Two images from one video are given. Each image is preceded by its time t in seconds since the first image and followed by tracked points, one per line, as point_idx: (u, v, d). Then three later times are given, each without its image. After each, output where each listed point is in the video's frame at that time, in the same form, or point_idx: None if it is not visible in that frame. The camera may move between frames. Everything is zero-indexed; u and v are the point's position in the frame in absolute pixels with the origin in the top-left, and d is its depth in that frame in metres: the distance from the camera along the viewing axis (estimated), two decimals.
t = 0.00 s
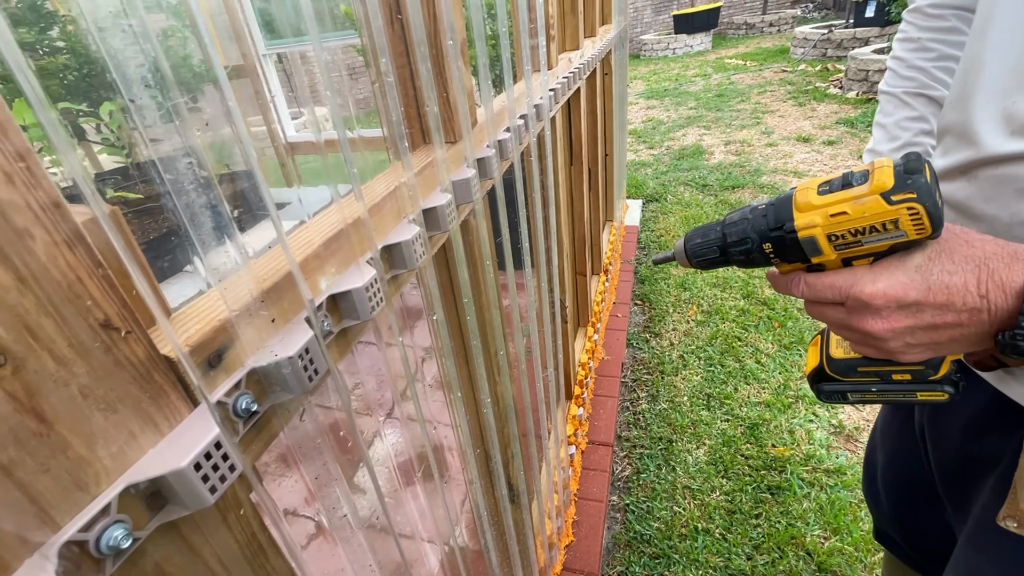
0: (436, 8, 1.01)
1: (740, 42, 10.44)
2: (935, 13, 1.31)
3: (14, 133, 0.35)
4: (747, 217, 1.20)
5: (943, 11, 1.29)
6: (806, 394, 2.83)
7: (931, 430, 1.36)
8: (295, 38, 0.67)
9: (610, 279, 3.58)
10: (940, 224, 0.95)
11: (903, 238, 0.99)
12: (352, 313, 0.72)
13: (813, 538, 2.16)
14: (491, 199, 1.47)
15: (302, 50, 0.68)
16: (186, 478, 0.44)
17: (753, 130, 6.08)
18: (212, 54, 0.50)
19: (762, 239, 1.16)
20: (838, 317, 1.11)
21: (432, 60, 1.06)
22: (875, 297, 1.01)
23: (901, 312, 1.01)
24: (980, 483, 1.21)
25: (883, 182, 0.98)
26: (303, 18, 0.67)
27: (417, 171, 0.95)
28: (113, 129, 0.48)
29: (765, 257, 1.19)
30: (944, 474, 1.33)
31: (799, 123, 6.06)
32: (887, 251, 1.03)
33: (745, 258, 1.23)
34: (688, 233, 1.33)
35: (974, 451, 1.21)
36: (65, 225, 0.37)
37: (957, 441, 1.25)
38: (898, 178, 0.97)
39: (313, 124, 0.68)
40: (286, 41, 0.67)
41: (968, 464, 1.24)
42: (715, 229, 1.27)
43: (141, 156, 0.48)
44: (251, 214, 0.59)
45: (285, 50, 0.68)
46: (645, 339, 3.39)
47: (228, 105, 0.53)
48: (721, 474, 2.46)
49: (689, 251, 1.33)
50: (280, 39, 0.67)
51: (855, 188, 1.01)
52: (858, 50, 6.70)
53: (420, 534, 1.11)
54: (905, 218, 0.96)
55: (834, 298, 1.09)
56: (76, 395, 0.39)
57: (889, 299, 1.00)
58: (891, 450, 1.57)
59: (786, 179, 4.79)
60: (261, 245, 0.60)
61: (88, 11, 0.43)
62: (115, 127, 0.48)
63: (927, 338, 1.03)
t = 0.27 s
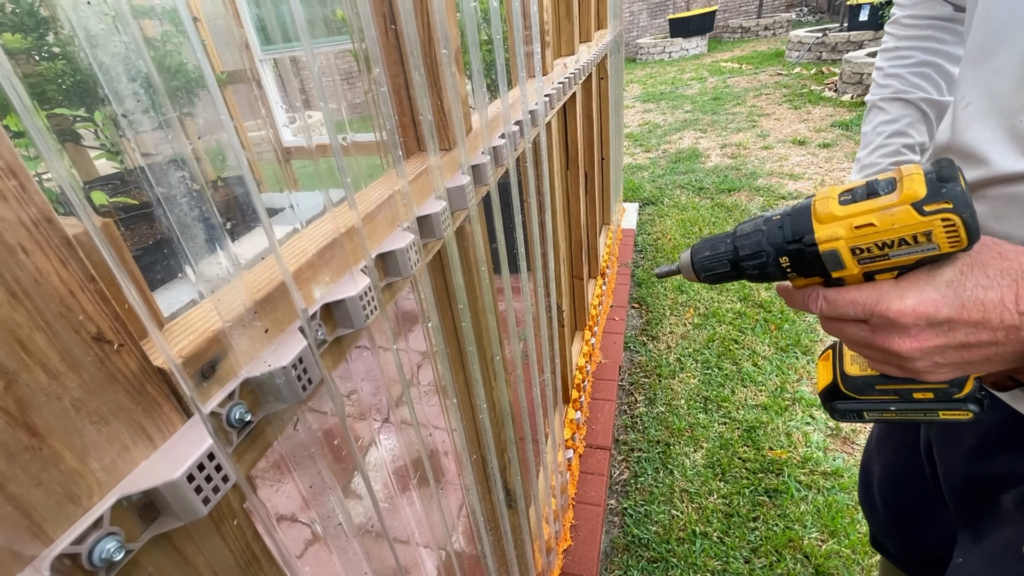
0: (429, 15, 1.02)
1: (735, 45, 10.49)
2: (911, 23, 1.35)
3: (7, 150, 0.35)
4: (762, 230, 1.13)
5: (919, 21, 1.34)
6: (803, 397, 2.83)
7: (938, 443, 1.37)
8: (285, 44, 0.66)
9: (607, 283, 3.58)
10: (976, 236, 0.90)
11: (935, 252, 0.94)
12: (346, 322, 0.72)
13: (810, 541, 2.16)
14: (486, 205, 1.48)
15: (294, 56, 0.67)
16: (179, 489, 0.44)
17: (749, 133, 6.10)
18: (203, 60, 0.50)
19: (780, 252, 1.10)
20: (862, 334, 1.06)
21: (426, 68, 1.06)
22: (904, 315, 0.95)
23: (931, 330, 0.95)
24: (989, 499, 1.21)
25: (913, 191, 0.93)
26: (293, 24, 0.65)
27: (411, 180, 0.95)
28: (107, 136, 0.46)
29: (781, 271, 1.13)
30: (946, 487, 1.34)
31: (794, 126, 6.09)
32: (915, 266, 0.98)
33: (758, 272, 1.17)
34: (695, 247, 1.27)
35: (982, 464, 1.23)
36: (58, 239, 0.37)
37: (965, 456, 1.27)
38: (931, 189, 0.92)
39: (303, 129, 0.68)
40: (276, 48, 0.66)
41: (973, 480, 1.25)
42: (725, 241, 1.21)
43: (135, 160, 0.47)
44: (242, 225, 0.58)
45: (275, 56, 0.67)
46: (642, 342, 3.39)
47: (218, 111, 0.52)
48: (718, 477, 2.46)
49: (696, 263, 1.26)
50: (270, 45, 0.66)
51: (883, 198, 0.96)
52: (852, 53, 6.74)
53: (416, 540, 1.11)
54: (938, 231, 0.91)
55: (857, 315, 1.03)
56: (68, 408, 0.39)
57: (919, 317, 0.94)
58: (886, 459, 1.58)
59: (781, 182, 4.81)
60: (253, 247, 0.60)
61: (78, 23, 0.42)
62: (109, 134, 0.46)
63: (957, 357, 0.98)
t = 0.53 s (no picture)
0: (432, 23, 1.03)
1: (734, 48, 10.53)
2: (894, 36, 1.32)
3: (28, 164, 0.36)
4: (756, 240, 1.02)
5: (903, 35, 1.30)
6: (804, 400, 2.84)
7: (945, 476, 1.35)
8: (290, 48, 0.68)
9: (608, 286, 3.59)
10: (1006, 294, 0.77)
11: (952, 301, 0.81)
12: (352, 327, 0.73)
13: (812, 544, 2.16)
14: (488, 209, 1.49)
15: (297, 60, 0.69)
16: (191, 493, 0.45)
17: (749, 136, 6.12)
18: (210, 64, 0.51)
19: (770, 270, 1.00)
20: (855, 370, 0.95)
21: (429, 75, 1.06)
22: (898, 364, 0.85)
23: (925, 386, 0.85)
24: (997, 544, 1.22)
25: (941, 229, 0.78)
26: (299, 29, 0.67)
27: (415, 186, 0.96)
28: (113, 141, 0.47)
29: (767, 288, 1.03)
30: (954, 518, 1.35)
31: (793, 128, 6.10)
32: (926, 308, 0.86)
33: (742, 285, 1.07)
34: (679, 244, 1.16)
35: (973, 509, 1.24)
36: (76, 250, 0.38)
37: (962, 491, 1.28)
38: (964, 229, 0.77)
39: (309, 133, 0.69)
40: (281, 52, 0.69)
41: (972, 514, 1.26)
42: (715, 240, 1.09)
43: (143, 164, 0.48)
44: (251, 227, 0.60)
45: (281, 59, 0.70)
46: (643, 345, 3.40)
47: (225, 113, 0.53)
48: (719, 480, 2.46)
49: (676, 262, 1.15)
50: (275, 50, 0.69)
51: (903, 230, 0.82)
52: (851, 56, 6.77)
53: (420, 543, 1.12)
54: (961, 281, 0.78)
55: (850, 350, 0.93)
56: (85, 414, 0.40)
57: (914, 370, 0.84)
58: (886, 483, 1.57)
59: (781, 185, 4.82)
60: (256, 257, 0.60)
61: (95, 41, 0.43)
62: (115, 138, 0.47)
63: (949, 414, 0.87)
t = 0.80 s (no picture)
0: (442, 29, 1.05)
1: (739, 50, 10.52)
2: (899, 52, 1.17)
3: (68, 173, 0.37)
4: (716, 246, 0.85)
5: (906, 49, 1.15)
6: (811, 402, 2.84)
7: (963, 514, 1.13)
8: (308, 50, 0.68)
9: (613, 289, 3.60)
10: (984, 351, 0.64)
11: (923, 348, 0.68)
12: (367, 330, 0.74)
13: (819, 547, 2.16)
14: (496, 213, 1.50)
15: (313, 63, 0.69)
16: (217, 492, 0.46)
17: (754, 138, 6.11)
18: (233, 66, 0.52)
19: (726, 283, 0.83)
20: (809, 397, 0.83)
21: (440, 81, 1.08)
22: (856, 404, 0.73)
23: (882, 431, 0.74)
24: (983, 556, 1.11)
25: (921, 268, 0.64)
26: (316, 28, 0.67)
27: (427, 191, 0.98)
28: (123, 144, 0.48)
29: (723, 302, 0.85)
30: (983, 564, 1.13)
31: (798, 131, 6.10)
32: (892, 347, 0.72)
33: (696, 299, 0.90)
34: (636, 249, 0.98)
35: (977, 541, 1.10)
36: (111, 257, 0.39)
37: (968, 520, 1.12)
38: (946, 272, 0.63)
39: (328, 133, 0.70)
40: (299, 54, 0.67)
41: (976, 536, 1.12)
42: (675, 243, 0.92)
43: (164, 160, 0.50)
44: (269, 219, 0.60)
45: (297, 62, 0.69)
46: (648, 347, 3.40)
47: (247, 113, 0.55)
48: (726, 482, 2.46)
49: (633, 264, 0.98)
50: (292, 52, 0.67)
51: (876, 264, 0.68)
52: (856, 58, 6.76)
53: (430, 543, 1.13)
54: (934, 331, 0.64)
55: (807, 380, 0.80)
56: (118, 414, 0.41)
57: (873, 414, 0.72)
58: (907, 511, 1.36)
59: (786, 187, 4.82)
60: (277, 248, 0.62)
61: (133, 57, 0.45)
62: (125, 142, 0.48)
63: (896, 454, 0.76)
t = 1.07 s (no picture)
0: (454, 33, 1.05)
1: (744, 52, 10.50)
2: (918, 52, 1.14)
3: (100, 179, 0.38)
4: (692, 295, 0.83)
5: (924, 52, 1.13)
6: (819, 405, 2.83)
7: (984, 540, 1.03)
8: (325, 51, 0.69)
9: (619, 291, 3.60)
10: (991, 442, 0.60)
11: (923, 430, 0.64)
12: (382, 331, 0.75)
13: (828, 550, 2.15)
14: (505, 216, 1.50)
15: (330, 64, 0.70)
16: (239, 492, 0.47)
17: (760, 140, 6.10)
18: (257, 74, 0.53)
19: (702, 329, 0.81)
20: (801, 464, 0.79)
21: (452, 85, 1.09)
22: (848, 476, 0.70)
23: (877, 503, 0.71)
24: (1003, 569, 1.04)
25: (925, 350, 0.60)
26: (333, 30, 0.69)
27: (439, 193, 0.98)
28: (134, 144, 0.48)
29: (698, 351, 0.83)
30: None
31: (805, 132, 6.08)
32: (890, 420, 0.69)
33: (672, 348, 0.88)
34: (614, 288, 0.97)
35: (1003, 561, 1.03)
36: (139, 260, 0.40)
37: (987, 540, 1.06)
38: (955, 352, 0.59)
39: (342, 133, 0.71)
40: (315, 55, 0.69)
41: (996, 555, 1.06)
42: (652, 287, 0.91)
43: (166, 160, 0.52)
44: (288, 221, 0.60)
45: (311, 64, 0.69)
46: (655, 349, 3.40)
47: (267, 117, 0.54)
48: (733, 485, 2.46)
49: (607, 304, 0.98)
50: (307, 53, 0.69)
51: (872, 336, 0.64)
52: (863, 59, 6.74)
53: (440, 545, 1.14)
54: (938, 416, 0.61)
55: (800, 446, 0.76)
56: (144, 414, 0.41)
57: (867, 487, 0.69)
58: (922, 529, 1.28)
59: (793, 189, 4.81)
60: (299, 238, 0.61)
61: (161, 64, 0.45)
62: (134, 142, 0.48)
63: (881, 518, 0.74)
